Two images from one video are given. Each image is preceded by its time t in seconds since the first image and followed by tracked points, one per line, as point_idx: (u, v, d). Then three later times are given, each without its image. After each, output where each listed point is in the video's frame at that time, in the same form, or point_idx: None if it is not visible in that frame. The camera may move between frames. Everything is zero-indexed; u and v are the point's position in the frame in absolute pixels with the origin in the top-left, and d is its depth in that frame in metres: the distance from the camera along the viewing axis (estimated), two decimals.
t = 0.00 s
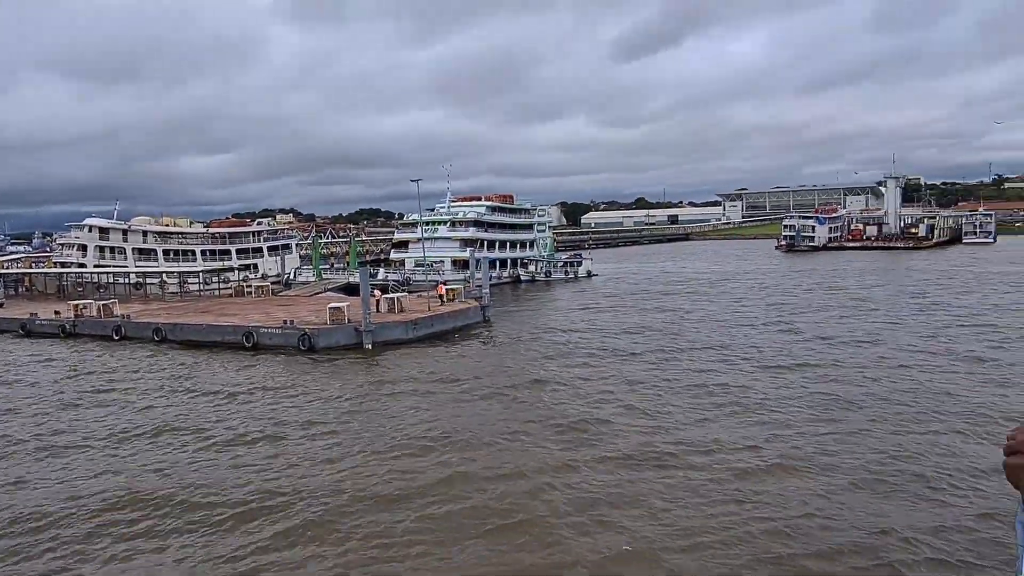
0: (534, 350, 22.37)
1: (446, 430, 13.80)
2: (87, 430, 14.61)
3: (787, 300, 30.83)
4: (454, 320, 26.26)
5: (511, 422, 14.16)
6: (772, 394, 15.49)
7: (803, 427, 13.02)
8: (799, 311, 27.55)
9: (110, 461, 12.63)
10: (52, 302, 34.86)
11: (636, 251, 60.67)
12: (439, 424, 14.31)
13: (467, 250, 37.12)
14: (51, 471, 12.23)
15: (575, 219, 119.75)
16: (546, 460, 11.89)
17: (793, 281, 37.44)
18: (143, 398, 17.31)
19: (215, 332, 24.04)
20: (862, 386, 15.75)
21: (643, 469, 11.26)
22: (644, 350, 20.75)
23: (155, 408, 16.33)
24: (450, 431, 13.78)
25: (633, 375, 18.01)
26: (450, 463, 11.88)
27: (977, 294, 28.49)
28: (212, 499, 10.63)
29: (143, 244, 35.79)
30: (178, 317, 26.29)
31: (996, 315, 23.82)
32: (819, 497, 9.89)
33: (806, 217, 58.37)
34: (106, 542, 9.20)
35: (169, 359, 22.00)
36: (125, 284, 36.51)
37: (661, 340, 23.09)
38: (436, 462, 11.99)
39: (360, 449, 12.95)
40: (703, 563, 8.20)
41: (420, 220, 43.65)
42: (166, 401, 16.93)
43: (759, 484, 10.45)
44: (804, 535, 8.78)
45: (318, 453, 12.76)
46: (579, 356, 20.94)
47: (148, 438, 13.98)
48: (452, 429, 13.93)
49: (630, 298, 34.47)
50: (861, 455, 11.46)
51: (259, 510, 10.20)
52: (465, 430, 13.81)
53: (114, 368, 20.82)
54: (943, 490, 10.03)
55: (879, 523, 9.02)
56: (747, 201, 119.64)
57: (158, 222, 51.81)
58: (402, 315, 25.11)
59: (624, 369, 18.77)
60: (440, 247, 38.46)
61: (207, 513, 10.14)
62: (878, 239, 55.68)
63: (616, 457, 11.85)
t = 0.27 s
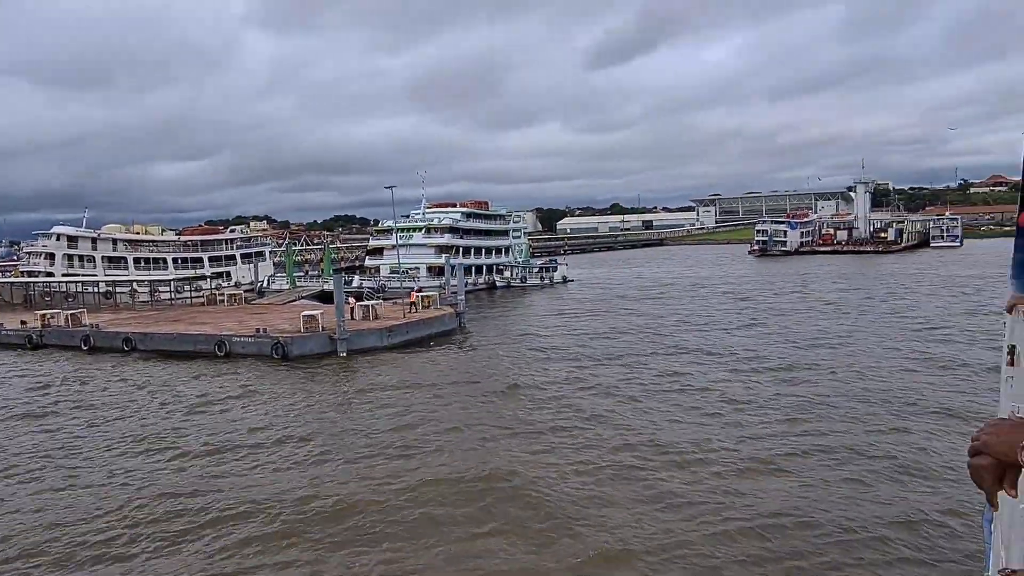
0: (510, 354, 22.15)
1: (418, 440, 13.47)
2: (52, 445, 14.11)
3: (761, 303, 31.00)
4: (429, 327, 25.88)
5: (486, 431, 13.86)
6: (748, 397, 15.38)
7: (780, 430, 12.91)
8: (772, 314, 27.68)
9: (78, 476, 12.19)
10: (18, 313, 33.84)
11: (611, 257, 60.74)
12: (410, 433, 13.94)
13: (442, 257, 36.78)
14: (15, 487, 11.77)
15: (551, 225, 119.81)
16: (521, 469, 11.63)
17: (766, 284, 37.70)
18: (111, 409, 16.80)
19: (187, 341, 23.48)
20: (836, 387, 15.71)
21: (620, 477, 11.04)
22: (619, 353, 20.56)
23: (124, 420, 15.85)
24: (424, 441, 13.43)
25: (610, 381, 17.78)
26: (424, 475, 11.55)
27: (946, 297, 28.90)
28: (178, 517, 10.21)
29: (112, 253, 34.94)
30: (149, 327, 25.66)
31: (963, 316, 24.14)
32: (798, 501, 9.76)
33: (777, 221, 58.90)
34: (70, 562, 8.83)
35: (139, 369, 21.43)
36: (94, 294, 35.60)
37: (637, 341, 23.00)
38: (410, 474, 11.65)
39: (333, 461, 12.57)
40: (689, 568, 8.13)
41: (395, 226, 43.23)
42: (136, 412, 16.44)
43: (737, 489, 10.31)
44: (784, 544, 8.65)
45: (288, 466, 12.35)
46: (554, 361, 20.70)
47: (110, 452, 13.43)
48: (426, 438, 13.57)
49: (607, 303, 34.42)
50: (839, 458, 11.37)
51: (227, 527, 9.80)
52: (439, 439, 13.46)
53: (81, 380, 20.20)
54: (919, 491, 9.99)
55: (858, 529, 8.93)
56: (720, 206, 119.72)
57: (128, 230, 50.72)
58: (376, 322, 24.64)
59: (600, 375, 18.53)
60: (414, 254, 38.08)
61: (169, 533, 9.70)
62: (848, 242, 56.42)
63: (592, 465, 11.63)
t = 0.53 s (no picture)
0: (491, 360, 21.94)
1: (396, 449, 13.21)
2: (23, 457, 13.65)
3: (740, 307, 31.09)
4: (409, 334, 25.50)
5: (466, 438, 13.63)
6: (728, 400, 15.31)
7: (761, 433, 12.84)
8: (752, 318, 27.74)
9: (50, 490, 11.79)
10: None
11: (591, 262, 60.73)
12: (388, 442, 13.68)
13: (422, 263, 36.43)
14: None
15: (532, 231, 119.81)
16: (501, 477, 11.44)
17: (746, 289, 37.86)
18: (85, 420, 16.35)
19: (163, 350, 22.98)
20: (815, 390, 15.70)
21: (602, 483, 10.91)
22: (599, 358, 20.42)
23: (98, 430, 15.42)
24: (402, 449, 13.18)
25: (590, 386, 17.62)
26: (403, 484, 11.32)
27: (921, 301, 29.21)
28: (148, 533, 9.90)
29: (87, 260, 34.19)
30: (124, 336, 25.09)
31: (938, 320, 24.39)
32: (780, 505, 9.70)
33: (755, 226, 59.27)
34: None
35: (114, 379, 20.91)
36: (68, 302, 34.78)
37: (618, 347, 22.89)
38: (388, 484, 11.42)
39: (309, 471, 12.29)
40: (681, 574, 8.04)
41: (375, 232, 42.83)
42: (111, 422, 16.00)
43: (719, 494, 10.22)
44: (767, 549, 8.57)
45: (263, 477, 12.05)
46: (534, 366, 20.52)
47: (85, 464, 13.04)
48: (405, 447, 13.32)
49: (588, 308, 34.32)
50: (819, 461, 11.34)
51: (198, 542, 9.54)
52: (418, 448, 13.22)
53: (54, 391, 19.65)
54: (900, 494, 9.97)
55: (840, 533, 8.87)
56: (699, 211, 119.70)
57: (104, 237, 49.74)
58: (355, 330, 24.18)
59: (580, 381, 18.37)
60: (394, 260, 37.70)
61: (139, 549, 9.40)
62: (824, 247, 56.97)
63: (572, 471, 11.48)
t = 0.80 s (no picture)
0: (475, 364, 21.79)
1: (383, 454, 13.07)
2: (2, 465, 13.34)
3: (724, 311, 31.19)
4: (392, 339, 25.07)
5: (454, 443, 13.52)
6: (715, 403, 15.32)
7: (748, 435, 12.87)
8: (735, 322, 27.81)
9: (30, 498, 11.53)
10: None
11: (576, 267, 60.70)
12: (375, 447, 13.53)
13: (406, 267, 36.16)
14: None
15: (515, 236, 120.07)
16: (490, 482, 11.36)
17: (729, 293, 38.00)
18: (64, 427, 16.02)
19: (144, 357, 22.62)
20: (801, 394, 15.77)
21: (591, 486, 10.87)
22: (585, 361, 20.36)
23: (79, 437, 15.13)
24: (389, 455, 13.04)
25: (577, 390, 17.55)
26: (391, 490, 11.20)
27: (902, 305, 29.53)
28: (132, 542, 9.70)
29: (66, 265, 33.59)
30: (104, 342, 24.66)
31: (919, 323, 24.65)
32: (770, 508, 9.73)
33: (737, 231, 59.58)
34: None
35: (94, 386, 20.53)
36: (47, 309, 34.14)
37: (603, 351, 22.85)
38: (376, 490, 11.29)
39: (295, 477, 12.12)
40: None
41: (358, 237, 42.50)
42: (91, 429, 15.69)
43: (708, 496, 10.23)
44: (758, 551, 8.58)
45: (248, 483, 11.87)
46: (520, 371, 20.41)
47: (66, 472, 12.78)
48: (391, 453, 13.19)
49: (572, 313, 34.26)
50: (806, 463, 11.40)
51: (183, 548, 9.41)
52: (406, 453, 13.10)
53: (32, 398, 19.25)
54: (887, 495, 10.05)
55: (830, 535, 8.91)
56: (682, 216, 119.77)
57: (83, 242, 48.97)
58: (339, 335, 23.69)
59: (567, 384, 18.29)
60: (377, 265, 37.37)
61: (123, 558, 9.20)
62: (806, 251, 57.47)
63: (562, 475, 11.43)
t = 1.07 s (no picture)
0: (459, 368, 21.66)
1: (365, 460, 12.86)
2: None
3: (707, 314, 31.28)
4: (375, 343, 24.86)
5: (437, 448, 13.33)
6: (700, 407, 15.26)
7: (732, 439, 12.84)
8: (718, 326, 27.89)
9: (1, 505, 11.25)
10: None
11: (560, 272, 60.68)
12: (357, 453, 13.31)
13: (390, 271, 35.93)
14: None
15: (500, 240, 119.92)
16: (475, 486, 11.21)
17: (713, 297, 38.12)
18: (39, 433, 15.68)
19: (123, 362, 22.26)
20: (785, 397, 15.76)
21: (576, 490, 10.76)
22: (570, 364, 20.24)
23: (53, 443, 14.81)
24: (372, 460, 12.83)
25: (562, 394, 17.43)
26: (374, 496, 11.02)
27: (883, 309, 29.77)
28: (107, 550, 9.43)
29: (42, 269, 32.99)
30: (82, 348, 24.22)
31: (901, 327, 24.84)
32: (756, 511, 9.68)
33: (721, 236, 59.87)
34: None
35: (71, 391, 20.14)
36: (23, 313, 33.51)
37: (587, 355, 22.80)
38: (358, 496, 11.10)
39: (275, 483, 11.88)
40: None
41: (341, 241, 42.19)
42: (66, 435, 15.37)
43: (694, 500, 10.17)
44: (745, 555, 8.52)
45: (227, 489, 11.62)
46: (504, 375, 20.24)
47: (40, 478, 12.50)
48: (374, 458, 12.98)
49: (556, 317, 34.18)
50: (791, 466, 11.38)
51: (160, 555, 9.22)
52: (388, 457, 12.96)
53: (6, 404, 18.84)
54: (872, 498, 10.04)
55: (816, 538, 8.87)
56: (666, 220, 119.69)
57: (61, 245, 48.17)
58: (321, 340, 23.44)
59: (552, 388, 18.15)
60: (361, 269, 37.08)
61: (97, 566, 8.99)
62: (788, 256, 57.88)
63: (547, 479, 11.30)
